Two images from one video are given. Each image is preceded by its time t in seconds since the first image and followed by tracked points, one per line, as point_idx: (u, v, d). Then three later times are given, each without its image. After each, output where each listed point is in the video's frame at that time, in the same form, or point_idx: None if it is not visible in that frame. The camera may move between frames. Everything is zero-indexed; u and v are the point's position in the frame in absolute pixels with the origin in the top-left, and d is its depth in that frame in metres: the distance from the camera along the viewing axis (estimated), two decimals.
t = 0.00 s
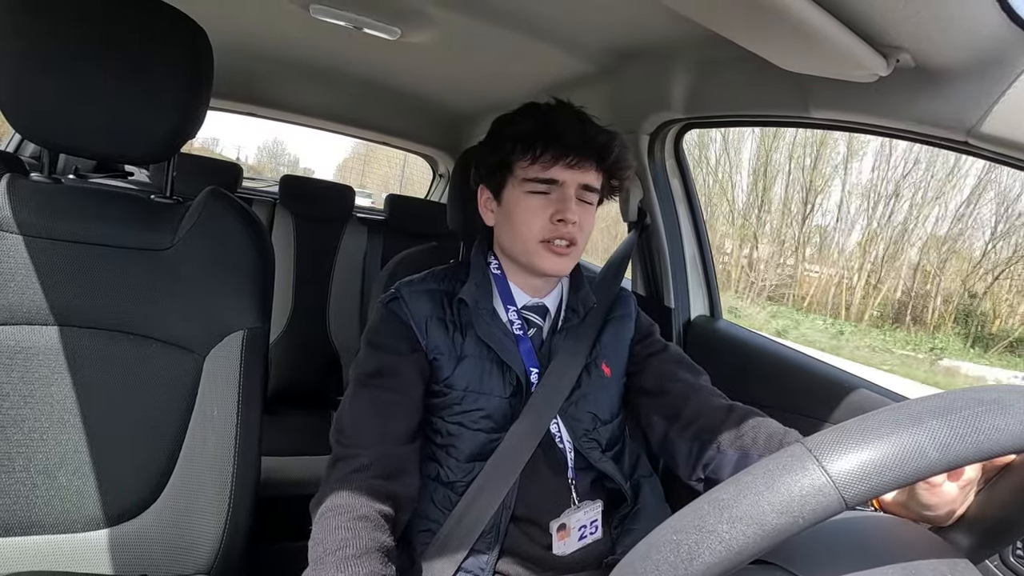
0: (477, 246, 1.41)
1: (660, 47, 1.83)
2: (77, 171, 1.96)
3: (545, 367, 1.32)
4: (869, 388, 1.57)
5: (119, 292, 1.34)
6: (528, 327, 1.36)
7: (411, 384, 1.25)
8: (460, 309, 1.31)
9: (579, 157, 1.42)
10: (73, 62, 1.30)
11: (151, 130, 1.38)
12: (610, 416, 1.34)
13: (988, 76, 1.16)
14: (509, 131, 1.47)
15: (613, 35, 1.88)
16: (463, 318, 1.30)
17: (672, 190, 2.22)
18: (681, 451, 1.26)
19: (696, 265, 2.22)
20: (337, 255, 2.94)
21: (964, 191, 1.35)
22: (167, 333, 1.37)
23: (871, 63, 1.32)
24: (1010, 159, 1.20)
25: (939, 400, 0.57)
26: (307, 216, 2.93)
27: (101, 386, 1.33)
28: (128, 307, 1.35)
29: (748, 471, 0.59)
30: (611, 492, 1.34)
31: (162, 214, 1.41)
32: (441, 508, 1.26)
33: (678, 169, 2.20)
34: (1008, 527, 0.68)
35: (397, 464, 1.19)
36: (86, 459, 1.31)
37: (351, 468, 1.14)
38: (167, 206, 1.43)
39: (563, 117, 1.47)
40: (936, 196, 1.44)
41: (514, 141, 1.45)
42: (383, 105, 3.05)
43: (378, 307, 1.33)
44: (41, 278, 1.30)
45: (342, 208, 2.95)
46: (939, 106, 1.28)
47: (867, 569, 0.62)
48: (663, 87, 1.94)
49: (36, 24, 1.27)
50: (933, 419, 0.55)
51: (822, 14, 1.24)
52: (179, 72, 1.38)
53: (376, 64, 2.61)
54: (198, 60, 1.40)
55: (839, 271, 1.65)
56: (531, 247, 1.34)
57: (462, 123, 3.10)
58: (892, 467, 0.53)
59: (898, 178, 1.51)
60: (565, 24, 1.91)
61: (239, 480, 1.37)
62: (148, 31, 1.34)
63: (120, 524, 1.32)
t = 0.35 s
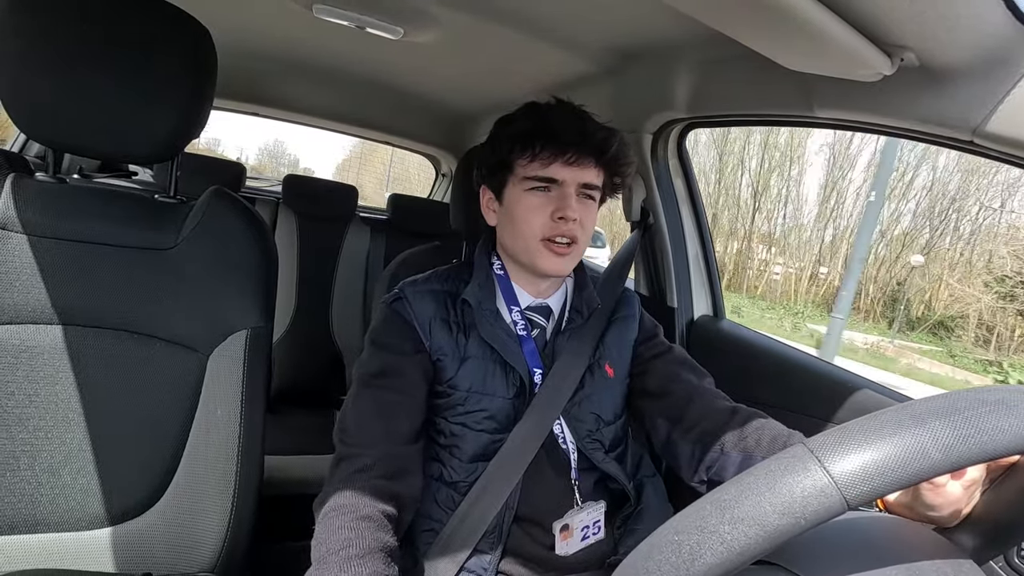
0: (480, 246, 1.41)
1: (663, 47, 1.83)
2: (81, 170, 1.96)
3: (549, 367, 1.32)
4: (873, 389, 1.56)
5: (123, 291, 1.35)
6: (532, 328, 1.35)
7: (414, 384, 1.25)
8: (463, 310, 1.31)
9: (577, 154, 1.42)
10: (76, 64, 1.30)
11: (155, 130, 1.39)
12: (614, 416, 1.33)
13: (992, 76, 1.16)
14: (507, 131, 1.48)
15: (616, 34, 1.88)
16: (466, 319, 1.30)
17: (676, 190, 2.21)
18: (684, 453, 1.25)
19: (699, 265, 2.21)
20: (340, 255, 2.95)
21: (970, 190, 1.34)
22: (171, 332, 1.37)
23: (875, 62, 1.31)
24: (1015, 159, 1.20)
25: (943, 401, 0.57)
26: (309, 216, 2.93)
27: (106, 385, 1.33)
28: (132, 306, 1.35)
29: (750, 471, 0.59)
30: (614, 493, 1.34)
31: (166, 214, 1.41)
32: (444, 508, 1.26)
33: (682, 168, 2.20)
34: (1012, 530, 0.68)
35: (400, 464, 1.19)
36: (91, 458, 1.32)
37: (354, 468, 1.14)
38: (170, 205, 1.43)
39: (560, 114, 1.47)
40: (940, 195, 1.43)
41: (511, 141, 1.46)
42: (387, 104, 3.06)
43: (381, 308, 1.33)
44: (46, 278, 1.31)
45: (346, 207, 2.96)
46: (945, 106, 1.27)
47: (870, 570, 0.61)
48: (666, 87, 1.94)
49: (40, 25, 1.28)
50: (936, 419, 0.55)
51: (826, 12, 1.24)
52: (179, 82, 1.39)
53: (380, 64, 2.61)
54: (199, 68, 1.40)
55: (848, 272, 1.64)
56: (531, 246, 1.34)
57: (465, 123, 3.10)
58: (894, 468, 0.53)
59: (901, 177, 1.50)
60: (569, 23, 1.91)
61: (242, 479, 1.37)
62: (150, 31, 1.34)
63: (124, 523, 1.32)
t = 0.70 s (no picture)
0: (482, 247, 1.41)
1: (666, 47, 1.83)
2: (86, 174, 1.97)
3: (551, 368, 1.32)
4: (877, 388, 1.55)
5: (128, 294, 1.35)
6: (533, 329, 1.35)
7: (417, 386, 1.25)
8: (465, 312, 1.31)
9: (570, 153, 1.41)
10: (81, 67, 1.31)
11: (159, 134, 1.40)
12: (617, 416, 1.33)
13: (996, 75, 1.16)
14: (500, 133, 1.48)
15: (619, 34, 1.88)
16: (468, 320, 1.30)
17: (678, 191, 2.20)
18: (688, 451, 1.25)
19: (703, 266, 2.20)
20: (344, 256, 2.95)
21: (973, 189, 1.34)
22: (175, 334, 1.37)
23: (878, 61, 1.31)
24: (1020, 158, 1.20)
25: (942, 403, 0.56)
26: (312, 217, 2.94)
27: (111, 388, 1.34)
28: (136, 308, 1.36)
29: (749, 475, 0.58)
30: (618, 493, 1.33)
31: (170, 217, 1.42)
32: (447, 510, 1.26)
33: (684, 169, 2.19)
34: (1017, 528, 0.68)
35: (404, 466, 1.19)
36: (96, 460, 1.32)
37: (358, 470, 1.14)
38: (174, 208, 1.44)
39: (551, 113, 1.47)
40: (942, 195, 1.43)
41: (505, 141, 1.46)
42: (390, 105, 3.07)
43: (384, 310, 1.34)
44: (51, 281, 1.31)
45: (349, 209, 2.97)
46: (949, 106, 1.27)
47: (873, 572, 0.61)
48: (669, 87, 1.94)
49: (46, 30, 1.29)
50: (935, 422, 0.55)
51: (830, 13, 1.23)
52: (182, 82, 1.39)
53: (384, 66, 2.62)
54: (202, 68, 1.41)
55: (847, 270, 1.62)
56: (527, 246, 1.35)
57: (468, 124, 3.11)
58: (894, 472, 0.53)
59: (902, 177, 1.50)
60: (571, 24, 1.91)
61: (246, 480, 1.37)
62: (154, 36, 1.35)
63: (129, 525, 1.33)
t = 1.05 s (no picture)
0: (484, 249, 1.41)
1: (670, 50, 1.84)
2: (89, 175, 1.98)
3: (552, 371, 1.32)
4: (877, 391, 1.54)
5: (131, 294, 1.36)
6: (535, 331, 1.36)
7: (418, 388, 1.25)
8: (467, 313, 1.30)
9: (577, 158, 1.41)
10: (86, 66, 1.32)
11: (163, 136, 1.40)
12: (618, 419, 1.33)
13: (1001, 78, 1.16)
14: (507, 134, 1.48)
15: (622, 37, 1.88)
16: (470, 322, 1.29)
17: (681, 194, 2.20)
18: (686, 456, 1.26)
19: (705, 269, 2.20)
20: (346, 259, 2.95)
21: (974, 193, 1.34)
22: (177, 335, 1.38)
23: (882, 64, 1.31)
24: None
25: (964, 402, 0.54)
26: (314, 217, 2.94)
27: (114, 388, 1.34)
28: (139, 309, 1.36)
29: (765, 470, 0.57)
30: (619, 496, 1.33)
31: (174, 217, 1.42)
32: (449, 511, 1.25)
33: (688, 172, 2.19)
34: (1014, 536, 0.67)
35: (405, 467, 1.19)
36: (99, 460, 1.33)
37: (360, 470, 1.14)
38: (178, 209, 1.44)
39: (559, 118, 1.47)
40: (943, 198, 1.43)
41: (511, 143, 1.46)
42: (394, 109, 3.08)
43: (387, 312, 1.34)
44: (54, 281, 1.32)
45: (352, 212, 2.97)
46: (953, 109, 1.27)
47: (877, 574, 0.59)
48: (672, 91, 1.94)
49: (52, 32, 1.29)
50: (957, 421, 0.53)
51: (834, 16, 1.24)
52: (184, 81, 1.40)
53: (388, 69, 2.63)
54: (204, 68, 1.41)
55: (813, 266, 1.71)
56: (531, 251, 1.35)
57: (472, 127, 3.12)
58: (915, 470, 0.51)
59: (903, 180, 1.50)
60: (575, 27, 1.91)
61: (248, 481, 1.38)
62: (159, 37, 1.36)
63: (131, 525, 1.33)
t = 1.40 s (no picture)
0: (485, 248, 1.41)
1: (670, 49, 1.84)
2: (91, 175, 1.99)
3: (554, 370, 1.32)
4: (878, 392, 1.54)
5: (133, 294, 1.36)
6: (536, 331, 1.36)
7: (420, 387, 1.25)
8: (469, 313, 1.31)
9: (577, 158, 1.41)
10: (89, 67, 1.32)
11: (165, 135, 1.40)
12: (619, 418, 1.33)
13: (1004, 76, 1.15)
14: (510, 133, 1.48)
15: (624, 35, 1.88)
16: (472, 322, 1.30)
17: (683, 193, 2.20)
18: (693, 450, 1.25)
19: (707, 267, 2.19)
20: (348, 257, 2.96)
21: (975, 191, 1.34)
22: (179, 334, 1.38)
23: (885, 62, 1.30)
24: None
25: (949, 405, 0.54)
26: (315, 217, 2.95)
27: (116, 387, 1.35)
28: (142, 308, 1.36)
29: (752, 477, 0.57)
30: (620, 495, 1.33)
31: (176, 217, 1.42)
32: (450, 510, 1.26)
33: (689, 171, 2.19)
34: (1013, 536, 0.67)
35: (407, 466, 1.19)
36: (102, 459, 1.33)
37: (362, 469, 1.14)
38: (180, 208, 1.44)
39: (562, 116, 1.47)
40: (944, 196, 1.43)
41: (514, 142, 1.46)
42: (395, 108, 3.08)
43: (388, 310, 1.34)
44: (57, 281, 1.32)
45: (353, 210, 2.98)
46: (955, 107, 1.27)
47: None
48: (674, 89, 1.94)
49: (54, 32, 1.30)
50: (941, 425, 0.52)
51: (835, 15, 1.23)
52: (186, 80, 1.40)
53: (390, 68, 2.63)
54: (206, 67, 1.41)
55: (769, 262, 1.86)
56: (530, 250, 1.35)
57: (473, 126, 3.12)
58: (898, 476, 0.51)
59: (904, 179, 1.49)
60: (576, 25, 1.91)
61: (250, 480, 1.38)
62: (160, 36, 1.36)
63: (134, 524, 1.33)
